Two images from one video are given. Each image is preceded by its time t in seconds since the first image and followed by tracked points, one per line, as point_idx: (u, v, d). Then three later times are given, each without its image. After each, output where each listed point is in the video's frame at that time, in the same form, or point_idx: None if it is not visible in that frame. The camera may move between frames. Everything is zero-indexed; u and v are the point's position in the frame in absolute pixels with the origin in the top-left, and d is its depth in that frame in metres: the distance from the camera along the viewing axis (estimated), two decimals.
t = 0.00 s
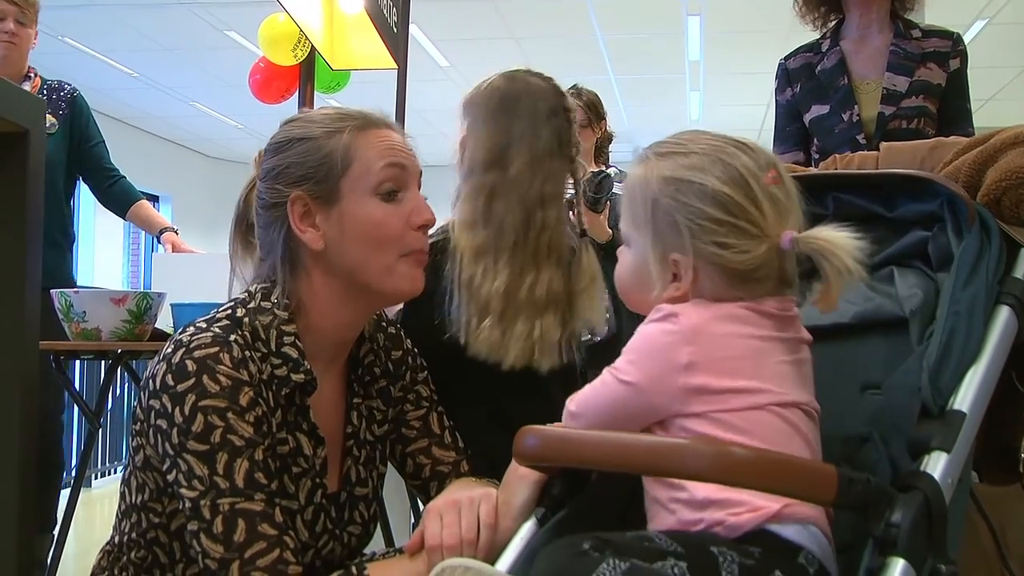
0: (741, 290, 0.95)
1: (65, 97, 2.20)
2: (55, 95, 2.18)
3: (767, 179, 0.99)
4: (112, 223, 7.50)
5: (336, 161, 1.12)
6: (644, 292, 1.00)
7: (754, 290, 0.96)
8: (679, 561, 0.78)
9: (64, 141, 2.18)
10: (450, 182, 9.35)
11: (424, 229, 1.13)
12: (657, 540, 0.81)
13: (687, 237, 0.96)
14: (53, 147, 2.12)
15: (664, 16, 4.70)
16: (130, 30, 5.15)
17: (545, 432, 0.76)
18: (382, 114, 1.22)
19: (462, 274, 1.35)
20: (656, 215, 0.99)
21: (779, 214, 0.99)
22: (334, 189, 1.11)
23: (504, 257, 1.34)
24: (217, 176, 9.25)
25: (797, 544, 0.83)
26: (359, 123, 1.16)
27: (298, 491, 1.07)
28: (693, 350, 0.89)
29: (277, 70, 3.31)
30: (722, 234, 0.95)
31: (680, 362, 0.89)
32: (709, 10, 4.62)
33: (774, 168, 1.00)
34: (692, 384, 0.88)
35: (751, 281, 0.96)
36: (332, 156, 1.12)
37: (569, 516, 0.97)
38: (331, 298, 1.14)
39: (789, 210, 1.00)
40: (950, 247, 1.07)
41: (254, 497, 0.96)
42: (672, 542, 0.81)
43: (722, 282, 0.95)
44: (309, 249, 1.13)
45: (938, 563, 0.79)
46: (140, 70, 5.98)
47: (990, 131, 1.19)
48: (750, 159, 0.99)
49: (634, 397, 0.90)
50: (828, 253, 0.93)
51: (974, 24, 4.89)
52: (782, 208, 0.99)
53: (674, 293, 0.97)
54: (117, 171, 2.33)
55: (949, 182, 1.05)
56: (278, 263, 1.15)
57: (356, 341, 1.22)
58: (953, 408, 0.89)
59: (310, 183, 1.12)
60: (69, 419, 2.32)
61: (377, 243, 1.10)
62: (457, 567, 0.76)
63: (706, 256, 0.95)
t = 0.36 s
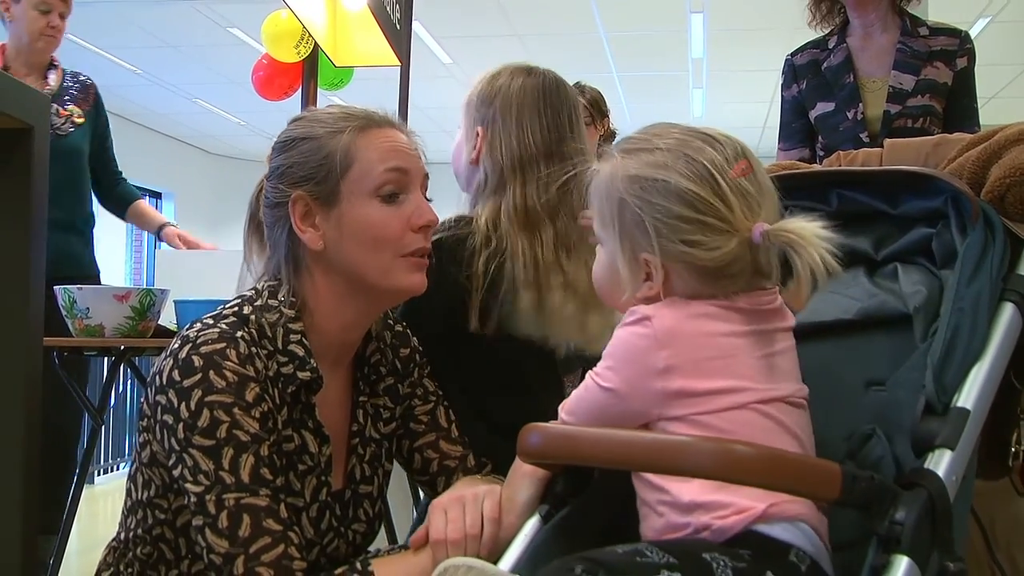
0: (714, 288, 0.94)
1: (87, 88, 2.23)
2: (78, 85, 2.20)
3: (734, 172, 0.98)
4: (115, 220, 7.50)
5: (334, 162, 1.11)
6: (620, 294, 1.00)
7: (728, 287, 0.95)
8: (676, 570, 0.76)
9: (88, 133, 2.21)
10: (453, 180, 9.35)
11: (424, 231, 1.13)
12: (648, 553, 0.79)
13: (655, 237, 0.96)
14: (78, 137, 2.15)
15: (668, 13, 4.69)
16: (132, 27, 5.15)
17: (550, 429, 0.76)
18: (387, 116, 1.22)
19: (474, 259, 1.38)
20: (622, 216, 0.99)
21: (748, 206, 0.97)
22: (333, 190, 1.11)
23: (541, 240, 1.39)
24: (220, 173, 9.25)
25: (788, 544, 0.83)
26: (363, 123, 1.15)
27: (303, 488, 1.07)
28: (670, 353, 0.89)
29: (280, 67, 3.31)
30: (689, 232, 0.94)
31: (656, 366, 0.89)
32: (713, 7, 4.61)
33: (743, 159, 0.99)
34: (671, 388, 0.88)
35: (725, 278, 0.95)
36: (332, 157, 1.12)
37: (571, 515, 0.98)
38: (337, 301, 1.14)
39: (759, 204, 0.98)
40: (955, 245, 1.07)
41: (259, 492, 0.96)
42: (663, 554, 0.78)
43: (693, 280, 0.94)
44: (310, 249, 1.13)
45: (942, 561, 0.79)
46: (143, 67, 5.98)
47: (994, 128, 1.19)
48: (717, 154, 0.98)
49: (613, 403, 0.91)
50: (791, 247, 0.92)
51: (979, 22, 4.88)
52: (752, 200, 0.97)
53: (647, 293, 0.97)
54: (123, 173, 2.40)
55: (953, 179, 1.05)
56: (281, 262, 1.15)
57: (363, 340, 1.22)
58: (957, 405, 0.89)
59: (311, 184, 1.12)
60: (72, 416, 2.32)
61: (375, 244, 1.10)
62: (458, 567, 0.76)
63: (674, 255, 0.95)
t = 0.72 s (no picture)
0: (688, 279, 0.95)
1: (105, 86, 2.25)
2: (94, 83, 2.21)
3: (682, 163, 0.98)
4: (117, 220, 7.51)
5: (332, 162, 1.12)
6: (601, 304, 1.01)
7: (702, 276, 0.95)
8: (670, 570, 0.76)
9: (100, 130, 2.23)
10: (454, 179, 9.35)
11: (424, 233, 1.13)
12: (638, 555, 0.78)
13: (617, 242, 0.97)
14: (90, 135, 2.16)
15: (669, 11, 4.68)
16: (134, 27, 5.16)
17: (553, 427, 0.76)
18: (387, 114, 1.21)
19: (486, 254, 1.38)
20: (584, 227, 1.00)
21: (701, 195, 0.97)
22: (331, 191, 1.12)
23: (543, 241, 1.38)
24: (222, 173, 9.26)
25: (770, 521, 0.84)
26: (364, 122, 1.15)
27: (306, 487, 1.07)
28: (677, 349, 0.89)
29: (283, 66, 3.31)
30: (647, 231, 0.95)
31: (658, 350, 0.90)
32: (714, 5, 4.61)
33: (689, 151, 0.99)
34: (672, 370, 0.89)
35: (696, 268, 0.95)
36: (330, 157, 1.12)
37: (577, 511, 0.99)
38: (337, 303, 1.14)
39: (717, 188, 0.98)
40: (958, 242, 1.07)
41: (261, 489, 0.96)
42: (653, 555, 0.78)
43: (666, 275, 0.95)
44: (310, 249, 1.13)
45: (945, 558, 0.79)
46: (144, 66, 5.98)
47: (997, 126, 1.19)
48: (660, 151, 0.99)
49: (615, 389, 0.91)
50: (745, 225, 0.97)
51: (980, 19, 4.87)
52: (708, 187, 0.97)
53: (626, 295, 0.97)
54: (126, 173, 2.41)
55: (956, 176, 1.05)
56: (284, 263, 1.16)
57: (368, 340, 1.23)
58: (960, 401, 0.89)
59: (310, 186, 1.12)
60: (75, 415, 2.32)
61: (374, 245, 1.10)
62: (460, 565, 0.76)
63: (638, 255, 0.96)
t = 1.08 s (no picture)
0: (648, 223, 0.98)
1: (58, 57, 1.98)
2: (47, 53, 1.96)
3: (648, 114, 1.02)
4: (117, 217, 7.51)
5: (348, 149, 1.11)
6: (567, 250, 1.05)
7: (658, 224, 0.98)
8: (641, 559, 0.76)
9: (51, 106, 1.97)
10: (454, 176, 9.35)
11: (428, 224, 1.14)
12: (607, 553, 0.77)
13: (579, 186, 1.01)
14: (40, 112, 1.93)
15: (671, 9, 4.68)
16: (134, 23, 5.15)
17: (554, 424, 0.76)
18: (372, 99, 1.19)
19: (504, 247, 1.38)
20: (550, 169, 1.04)
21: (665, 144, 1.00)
22: (345, 179, 1.11)
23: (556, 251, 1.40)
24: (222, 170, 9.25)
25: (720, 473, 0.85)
26: (372, 114, 1.15)
27: (304, 482, 1.07)
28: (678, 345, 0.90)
29: (282, 63, 3.31)
30: (609, 176, 0.98)
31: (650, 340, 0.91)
32: (715, 3, 4.60)
33: (656, 105, 1.03)
34: (619, 325, 0.94)
35: (652, 215, 0.98)
36: (345, 143, 1.11)
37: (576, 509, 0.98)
38: (341, 295, 1.14)
39: (681, 139, 1.01)
40: (959, 240, 1.07)
41: (263, 490, 0.96)
42: (622, 547, 0.78)
43: (627, 220, 0.99)
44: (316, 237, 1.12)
45: (945, 556, 0.79)
46: (144, 63, 5.98)
47: (999, 123, 1.19)
48: (630, 104, 1.03)
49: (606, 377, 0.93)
50: (706, 172, 0.96)
51: (982, 17, 4.86)
52: (671, 136, 1.00)
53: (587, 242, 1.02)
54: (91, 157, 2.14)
55: (958, 174, 1.05)
56: (281, 246, 1.13)
57: (361, 330, 1.22)
58: (961, 398, 0.89)
59: (321, 170, 1.10)
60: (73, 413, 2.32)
61: (388, 236, 1.11)
62: (458, 567, 0.75)
63: (602, 199, 0.99)
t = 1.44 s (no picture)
0: (644, 178, 0.97)
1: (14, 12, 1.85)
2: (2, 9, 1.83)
3: (657, 71, 1.00)
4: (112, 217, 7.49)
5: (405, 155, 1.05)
6: (554, 195, 1.02)
7: (652, 179, 0.97)
8: (623, 549, 0.77)
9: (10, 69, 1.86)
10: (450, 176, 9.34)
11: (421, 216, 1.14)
12: (589, 546, 0.78)
13: (580, 129, 0.97)
14: None
15: (666, 9, 4.68)
16: (129, 22, 5.14)
17: (551, 425, 0.75)
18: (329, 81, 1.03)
19: (515, 243, 1.35)
20: (550, 112, 1.00)
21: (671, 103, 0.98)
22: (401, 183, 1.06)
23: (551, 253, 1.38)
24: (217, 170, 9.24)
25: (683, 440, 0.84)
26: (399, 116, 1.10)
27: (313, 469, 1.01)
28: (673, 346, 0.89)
29: (277, 63, 3.30)
30: (615, 123, 0.95)
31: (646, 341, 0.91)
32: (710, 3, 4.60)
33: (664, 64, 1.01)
34: (583, 297, 0.93)
35: (648, 168, 0.96)
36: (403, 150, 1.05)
37: (571, 510, 0.99)
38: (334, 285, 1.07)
39: (684, 102, 1.00)
40: (954, 240, 1.07)
41: (276, 501, 0.88)
42: (602, 537, 0.78)
43: (624, 171, 0.96)
44: (370, 238, 1.03)
45: (941, 557, 0.79)
46: (139, 63, 5.96)
47: (993, 122, 1.19)
48: (639, 58, 1.01)
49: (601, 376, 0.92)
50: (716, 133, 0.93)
51: (976, 17, 4.87)
52: (675, 95, 0.99)
53: (579, 190, 0.98)
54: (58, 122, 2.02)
55: (952, 174, 1.05)
56: (328, 252, 1.00)
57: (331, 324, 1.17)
58: (956, 398, 0.89)
59: (391, 177, 1.03)
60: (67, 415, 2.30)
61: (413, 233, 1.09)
62: None
63: (604, 145, 0.96)
